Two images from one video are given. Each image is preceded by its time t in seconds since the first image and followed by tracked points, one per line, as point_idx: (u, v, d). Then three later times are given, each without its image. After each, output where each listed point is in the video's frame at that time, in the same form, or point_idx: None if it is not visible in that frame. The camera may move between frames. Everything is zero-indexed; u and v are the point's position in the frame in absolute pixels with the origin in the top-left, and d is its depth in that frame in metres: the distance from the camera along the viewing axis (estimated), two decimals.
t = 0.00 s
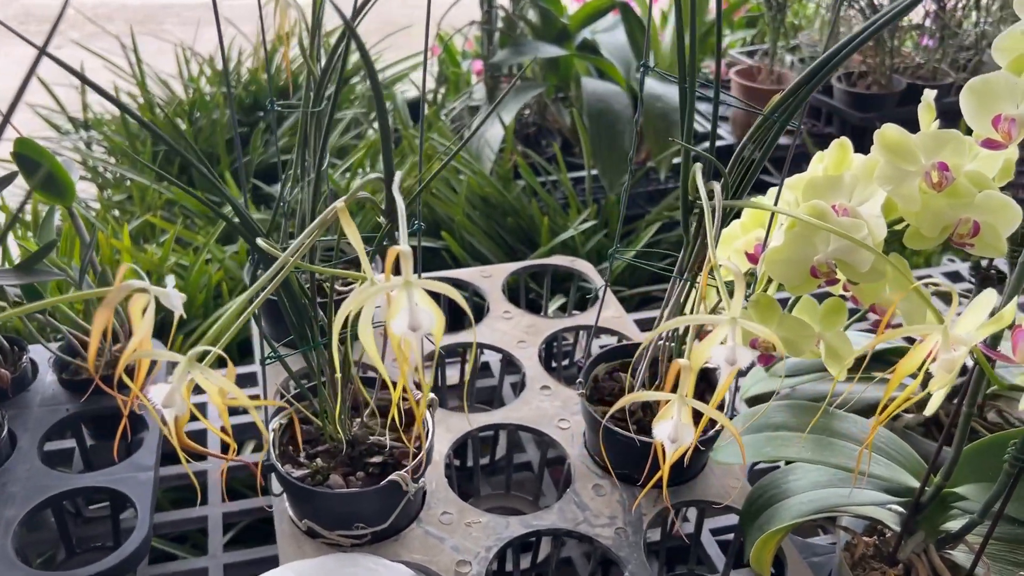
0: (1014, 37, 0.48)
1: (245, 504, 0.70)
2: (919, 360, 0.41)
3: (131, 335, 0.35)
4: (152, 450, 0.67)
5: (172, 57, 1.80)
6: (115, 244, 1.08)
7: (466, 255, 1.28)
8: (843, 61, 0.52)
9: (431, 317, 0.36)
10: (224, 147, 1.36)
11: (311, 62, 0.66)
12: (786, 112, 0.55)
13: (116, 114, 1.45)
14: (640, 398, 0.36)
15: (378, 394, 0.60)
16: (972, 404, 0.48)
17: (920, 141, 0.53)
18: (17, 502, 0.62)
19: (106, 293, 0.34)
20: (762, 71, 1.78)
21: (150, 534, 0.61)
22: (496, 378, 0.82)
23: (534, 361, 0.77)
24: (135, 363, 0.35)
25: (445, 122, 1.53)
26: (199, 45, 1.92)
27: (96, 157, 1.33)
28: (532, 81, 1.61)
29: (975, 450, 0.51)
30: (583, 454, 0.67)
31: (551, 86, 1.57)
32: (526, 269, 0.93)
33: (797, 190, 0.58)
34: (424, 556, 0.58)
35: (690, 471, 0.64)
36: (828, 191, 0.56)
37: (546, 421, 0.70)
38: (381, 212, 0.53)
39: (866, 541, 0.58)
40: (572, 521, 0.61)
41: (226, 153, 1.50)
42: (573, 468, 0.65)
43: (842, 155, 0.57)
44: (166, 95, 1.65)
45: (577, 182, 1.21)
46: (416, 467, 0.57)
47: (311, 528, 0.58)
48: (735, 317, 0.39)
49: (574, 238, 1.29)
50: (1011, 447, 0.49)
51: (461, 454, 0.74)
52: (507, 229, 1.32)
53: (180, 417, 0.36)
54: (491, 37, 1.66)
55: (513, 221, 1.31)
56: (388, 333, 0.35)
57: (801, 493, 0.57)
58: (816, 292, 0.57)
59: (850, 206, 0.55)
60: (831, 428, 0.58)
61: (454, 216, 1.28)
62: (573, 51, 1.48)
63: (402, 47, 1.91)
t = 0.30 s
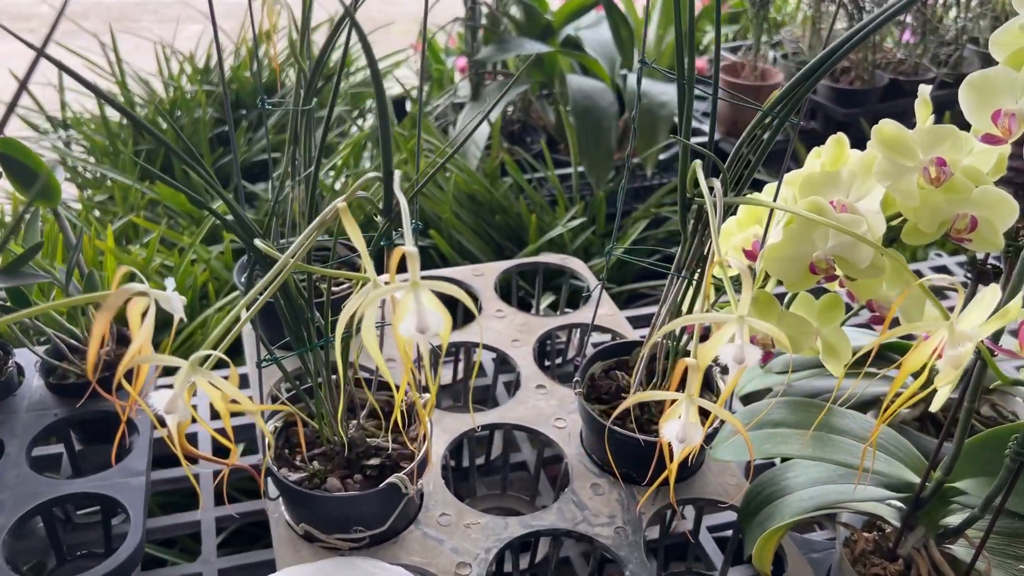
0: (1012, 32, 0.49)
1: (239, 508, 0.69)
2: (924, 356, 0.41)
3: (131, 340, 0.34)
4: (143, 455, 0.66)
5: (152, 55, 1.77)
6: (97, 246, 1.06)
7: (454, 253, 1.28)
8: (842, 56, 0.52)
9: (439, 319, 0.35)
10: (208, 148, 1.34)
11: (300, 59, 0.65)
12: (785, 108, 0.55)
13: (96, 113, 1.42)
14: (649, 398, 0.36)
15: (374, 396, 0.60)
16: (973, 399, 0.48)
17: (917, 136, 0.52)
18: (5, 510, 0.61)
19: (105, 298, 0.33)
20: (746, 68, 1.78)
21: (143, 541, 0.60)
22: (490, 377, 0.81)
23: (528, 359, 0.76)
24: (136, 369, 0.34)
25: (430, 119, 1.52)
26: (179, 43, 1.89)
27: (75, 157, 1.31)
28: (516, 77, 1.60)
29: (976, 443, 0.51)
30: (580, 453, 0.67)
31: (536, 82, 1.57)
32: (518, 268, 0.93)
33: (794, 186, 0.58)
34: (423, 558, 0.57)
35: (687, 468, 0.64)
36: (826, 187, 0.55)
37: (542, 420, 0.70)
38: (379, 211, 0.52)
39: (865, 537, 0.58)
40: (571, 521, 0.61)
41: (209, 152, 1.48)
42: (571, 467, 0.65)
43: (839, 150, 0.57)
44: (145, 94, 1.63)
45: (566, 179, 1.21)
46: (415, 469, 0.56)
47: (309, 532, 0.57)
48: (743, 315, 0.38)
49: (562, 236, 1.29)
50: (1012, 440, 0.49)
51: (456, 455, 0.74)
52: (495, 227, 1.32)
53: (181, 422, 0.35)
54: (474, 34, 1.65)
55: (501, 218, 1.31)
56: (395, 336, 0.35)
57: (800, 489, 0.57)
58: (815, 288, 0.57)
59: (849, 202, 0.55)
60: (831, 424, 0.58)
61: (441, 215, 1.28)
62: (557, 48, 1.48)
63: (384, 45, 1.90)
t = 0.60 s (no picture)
0: (1010, 31, 0.49)
1: (234, 511, 0.69)
2: (928, 355, 0.41)
3: (135, 344, 0.34)
4: (138, 458, 0.65)
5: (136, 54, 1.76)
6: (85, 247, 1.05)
7: (446, 252, 1.27)
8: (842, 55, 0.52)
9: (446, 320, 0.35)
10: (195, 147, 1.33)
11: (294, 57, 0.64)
12: (785, 107, 0.55)
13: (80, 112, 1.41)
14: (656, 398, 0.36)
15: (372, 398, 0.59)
16: (973, 396, 0.48)
17: (914, 134, 0.52)
18: None
19: (108, 302, 0.32)
20: (733, 65, 1.78)
21: (139, 546, 0.59)
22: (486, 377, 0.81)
23: (523, 359, 0.76)
24: (139, 373, 0.34)
25: (419, 118, 1.51)
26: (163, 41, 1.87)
27: (60, 157, 1.29)
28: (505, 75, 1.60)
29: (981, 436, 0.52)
30: (578, 453, 0.67)
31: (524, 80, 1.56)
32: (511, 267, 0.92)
33: (793, 185, 0.58)
34: (423, 560, 0.57)
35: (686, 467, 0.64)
36: (824, 185, 0.55)
37: (539, 420, 0.69)
38: (379, 211, 0.52)
39: (865, 534, 0.58)
40: (571, 521, 0.61)
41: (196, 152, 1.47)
42: (570, 466, 0.65)
43: (837, 148, 0.57)
44: (129, 92, 1.61)
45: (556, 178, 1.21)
46: (415, 470, 0.56)
47: (308, 535, 0.57)
48: (749, 315, 0.38)
49: (553, 234, 1.29)
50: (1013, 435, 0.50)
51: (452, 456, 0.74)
52: (485, 225, 1.31)
53: (185, 427, 0.35)
54: (461, 32, 1.64)
55: (492, 217, 1.30)
56: (403, 339, 0.35)
57: (800, 487, 0.57)
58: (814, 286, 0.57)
59: (847, 200, 0.55)
60: (831, 422, 0.58)
61: (432, 214, 1.27)
62: (546, 45, 1.47)
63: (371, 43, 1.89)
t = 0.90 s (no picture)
0: (1005, 33, 0.49)
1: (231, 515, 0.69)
2: (927, 356, 0.41)
3: (140, 351, 0.33)
4: (135, 462, 0.65)
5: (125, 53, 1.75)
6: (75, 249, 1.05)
7: (439, 253, 1.27)
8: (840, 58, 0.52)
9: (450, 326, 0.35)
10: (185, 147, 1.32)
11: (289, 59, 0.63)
12: (783, 109, 0.55)
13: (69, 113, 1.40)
14: (658, 401, 0.36)
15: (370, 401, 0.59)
16: (969, 398, 0.49)
17: (910, 136, 0.53)
18: None
19: (112, 310, 0.32)
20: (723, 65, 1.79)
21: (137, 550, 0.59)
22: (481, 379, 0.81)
23: (520, 360, 0.76)
24: (144, 381, 0.33)
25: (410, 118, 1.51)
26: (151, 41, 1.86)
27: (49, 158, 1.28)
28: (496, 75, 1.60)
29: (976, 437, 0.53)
30: (576, 454, 0.67)
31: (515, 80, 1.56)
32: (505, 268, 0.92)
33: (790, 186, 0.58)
34: (422, 563, 0.57)
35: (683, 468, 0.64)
36: (821, 187, 0.56)
37: (537, 421, 0.69)
38: (378, 215, 0.52)
39: (862, 534, 0.58)
40: (569, 523, 0.61)
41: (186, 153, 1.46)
42: (568, 467, 0.65)
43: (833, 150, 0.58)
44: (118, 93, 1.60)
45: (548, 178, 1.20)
46: (414, 474, 0.56)
47: (307, 539, 0.57)
48: (750, 319, 0.38)
49: (546, 234, 1.29)
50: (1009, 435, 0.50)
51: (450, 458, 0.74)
52: (477, 225, 1.31)
53: (189, 433, 0.35)
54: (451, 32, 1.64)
55: (484, 217, 1.30)
56: (407, 345, 0.34)
57: (797, 488, 0.57)
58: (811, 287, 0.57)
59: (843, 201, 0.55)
60: (828, 423, 0.59)
61: (424, 214, 1.27)
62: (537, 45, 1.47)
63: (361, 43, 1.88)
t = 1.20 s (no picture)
0: (996, 32, 0.50)
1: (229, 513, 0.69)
2: (923, 351, 0.41)
3: (142, 349, 0.33)
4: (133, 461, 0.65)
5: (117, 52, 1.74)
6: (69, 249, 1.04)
7: (433, 252, 1.27)
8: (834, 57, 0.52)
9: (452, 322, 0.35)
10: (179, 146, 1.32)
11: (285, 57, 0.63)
12: (778, 108, 0.55)
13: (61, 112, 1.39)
14: (657, 395, 0.36)
15: (368, 399, 0.59)
16: (963, 392, 0.49)
17: (905, 134, 0.53)
18: None
19: (115, 307, 0.32)
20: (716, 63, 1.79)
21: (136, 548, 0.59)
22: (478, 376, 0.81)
23: (517, 358, 0.76)
24: (147, 378, 0.33)
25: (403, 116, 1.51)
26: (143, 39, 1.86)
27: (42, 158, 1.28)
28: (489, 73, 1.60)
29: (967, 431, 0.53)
30: (573, 451, 0.67)
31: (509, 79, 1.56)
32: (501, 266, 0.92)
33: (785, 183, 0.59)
34: (421, 560, 0.57)
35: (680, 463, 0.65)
36: (816, 184, 0.56)
37: (534, 418, 0.70)
38: (376, 213, 0.52)
39: (858, 528, 0.59)
40: (567, 519, 0.61)
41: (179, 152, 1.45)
42: (565, 464, 0.65)
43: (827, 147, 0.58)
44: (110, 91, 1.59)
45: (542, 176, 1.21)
46: (413, 471, 0.56)
47: (306, 536, 0.57)
48: (748, 314, 0.39)
49: (540, 232, 1.29)
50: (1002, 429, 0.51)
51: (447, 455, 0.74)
52: (472, 223, 1.31)
53: (192, 429, 0.35)
54: (444, 30, 1.63)
55: (478, 215, 1.31)
56: (409, 341, 0.35)
57: (793, 483, 0.58)
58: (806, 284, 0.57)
59: (838, 198, 0.55)
60: (824, 418, 0.59)
61: (418, 212, 1.27)
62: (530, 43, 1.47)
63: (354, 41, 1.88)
